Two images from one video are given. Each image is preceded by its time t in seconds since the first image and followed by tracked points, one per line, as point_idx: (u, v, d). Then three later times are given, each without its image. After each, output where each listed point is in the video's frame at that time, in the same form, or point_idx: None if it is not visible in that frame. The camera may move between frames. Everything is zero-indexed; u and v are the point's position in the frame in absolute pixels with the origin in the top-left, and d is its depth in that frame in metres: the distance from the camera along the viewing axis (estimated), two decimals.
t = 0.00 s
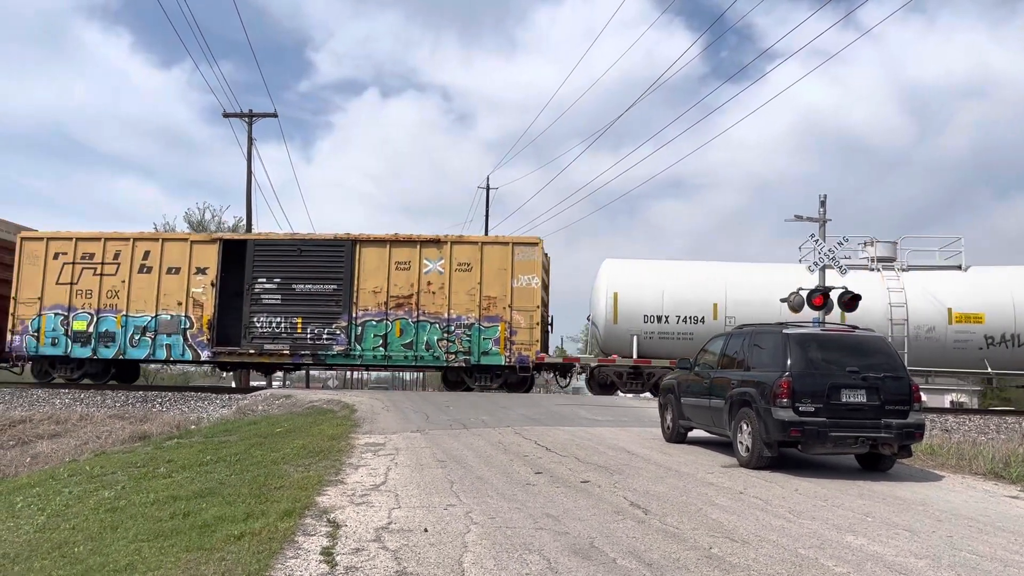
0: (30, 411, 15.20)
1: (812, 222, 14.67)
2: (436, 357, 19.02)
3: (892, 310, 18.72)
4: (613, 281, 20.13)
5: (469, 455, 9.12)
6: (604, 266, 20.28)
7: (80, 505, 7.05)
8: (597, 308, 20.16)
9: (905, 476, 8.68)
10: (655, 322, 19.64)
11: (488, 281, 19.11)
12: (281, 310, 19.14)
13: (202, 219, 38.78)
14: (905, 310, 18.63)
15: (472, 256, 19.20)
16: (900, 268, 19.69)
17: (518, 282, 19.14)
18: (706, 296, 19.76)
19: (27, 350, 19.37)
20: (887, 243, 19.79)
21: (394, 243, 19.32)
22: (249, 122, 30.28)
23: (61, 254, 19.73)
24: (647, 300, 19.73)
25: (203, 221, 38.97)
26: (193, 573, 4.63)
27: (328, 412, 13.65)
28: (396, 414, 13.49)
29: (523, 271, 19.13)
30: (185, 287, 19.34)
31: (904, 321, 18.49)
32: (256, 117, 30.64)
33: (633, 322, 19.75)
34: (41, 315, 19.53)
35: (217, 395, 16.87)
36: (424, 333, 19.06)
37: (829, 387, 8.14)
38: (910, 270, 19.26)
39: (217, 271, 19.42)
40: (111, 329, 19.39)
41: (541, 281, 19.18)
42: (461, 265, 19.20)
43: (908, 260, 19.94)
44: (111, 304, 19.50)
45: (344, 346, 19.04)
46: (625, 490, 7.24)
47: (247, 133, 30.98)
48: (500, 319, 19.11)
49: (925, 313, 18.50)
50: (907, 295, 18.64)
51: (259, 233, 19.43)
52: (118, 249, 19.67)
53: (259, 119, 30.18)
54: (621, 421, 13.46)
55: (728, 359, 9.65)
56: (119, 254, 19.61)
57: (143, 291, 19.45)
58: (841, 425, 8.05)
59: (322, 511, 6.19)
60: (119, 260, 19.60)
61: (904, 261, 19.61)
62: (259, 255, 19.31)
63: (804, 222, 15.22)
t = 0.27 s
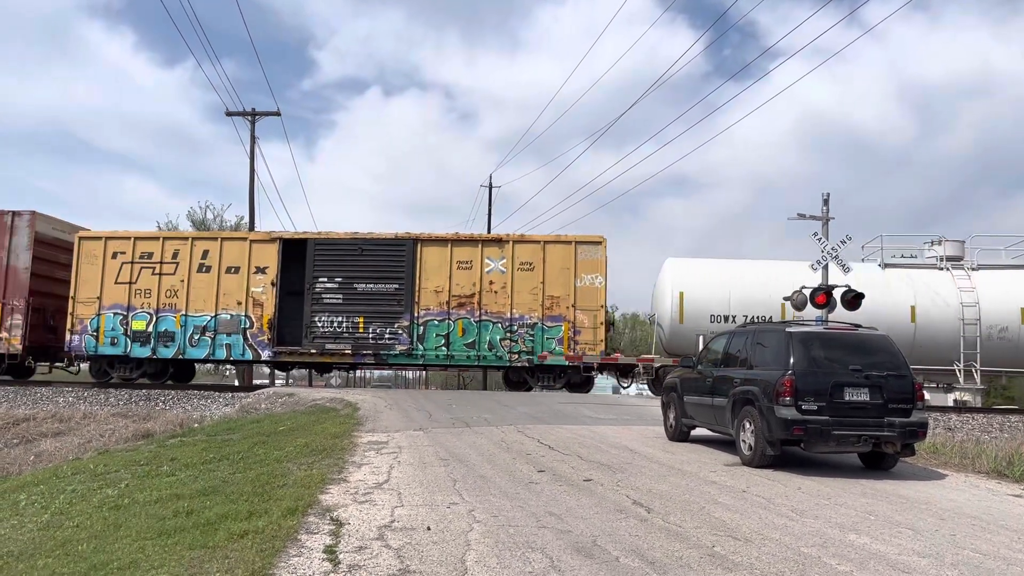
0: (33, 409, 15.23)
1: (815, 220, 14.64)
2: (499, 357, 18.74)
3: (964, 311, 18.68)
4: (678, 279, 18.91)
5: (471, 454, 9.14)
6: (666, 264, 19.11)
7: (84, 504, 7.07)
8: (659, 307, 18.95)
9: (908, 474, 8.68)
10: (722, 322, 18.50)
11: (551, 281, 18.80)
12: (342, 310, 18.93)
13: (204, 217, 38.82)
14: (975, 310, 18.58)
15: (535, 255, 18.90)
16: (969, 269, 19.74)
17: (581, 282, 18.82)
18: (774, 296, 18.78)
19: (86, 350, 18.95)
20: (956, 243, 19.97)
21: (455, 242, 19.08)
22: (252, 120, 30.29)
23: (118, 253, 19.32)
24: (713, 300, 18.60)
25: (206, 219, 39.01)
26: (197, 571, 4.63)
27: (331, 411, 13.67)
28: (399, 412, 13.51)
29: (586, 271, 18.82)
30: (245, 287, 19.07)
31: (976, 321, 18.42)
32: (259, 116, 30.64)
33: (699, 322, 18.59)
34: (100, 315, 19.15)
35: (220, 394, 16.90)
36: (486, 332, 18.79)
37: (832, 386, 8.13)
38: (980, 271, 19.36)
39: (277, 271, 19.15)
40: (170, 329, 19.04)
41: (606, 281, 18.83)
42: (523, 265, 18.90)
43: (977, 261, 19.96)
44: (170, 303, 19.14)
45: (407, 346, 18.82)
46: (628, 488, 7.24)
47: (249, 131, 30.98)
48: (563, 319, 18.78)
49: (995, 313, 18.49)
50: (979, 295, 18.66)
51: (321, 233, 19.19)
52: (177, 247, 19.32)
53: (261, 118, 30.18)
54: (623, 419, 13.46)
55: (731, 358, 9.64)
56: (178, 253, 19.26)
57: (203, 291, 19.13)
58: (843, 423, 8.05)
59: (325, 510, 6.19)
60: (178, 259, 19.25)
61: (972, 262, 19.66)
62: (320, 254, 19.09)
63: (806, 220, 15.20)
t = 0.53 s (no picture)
0: (35, 407, 15.27)
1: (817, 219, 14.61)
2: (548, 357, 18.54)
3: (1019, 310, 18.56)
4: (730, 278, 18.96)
5: (472, 452, 9.15)
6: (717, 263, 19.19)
7: (86, 502, 7.07)
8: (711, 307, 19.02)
9: (909, 473, 8.67)
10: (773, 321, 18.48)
11: (600, 280, 18.57)
12: (389, 309, 18.82)
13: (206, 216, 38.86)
14: None
15: (584, 254, 18.68)
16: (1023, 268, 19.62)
17: (631, 281, 18.59)
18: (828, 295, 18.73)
19: (133, 349, 18.95)
20: (1007, 243, 19.87)
21: (503, 241, 18.88)
22: (253, 119, 30.29)
23: (163, 252, 19.26)
24: (765, 298, 18.58)
25: (208, 218, 39.06)
26: (199, 569, 4.65)
27: (332, 409, 13.68)
28: (400, 410, 13.52)
29: (636, 270, 18.59)
30: (291, 286, 18.96)
31: None
32: (261, 114, 30.61)
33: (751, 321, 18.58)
34: (145, 314, 19.09)
35: (222, 392, 16.93)
36: (535, 332, 18.61)
37: (834, 384, 8.13)
38: None
39: (322, 270, 19.02)
40: (215, 328, 18.98)
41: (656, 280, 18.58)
42: (571, 264, 18.69)
43: None
44: (215, 302, 19.07)
45: (455, 346, 18.67)
46: (629, 486, 7.25)
47: (250, 130, 30.97)
48: (612, 318, 18.58)
49: None
50: None
51: (367, 232, 19.06)
52: (222, 246, 19.24)
53: (263, 117, 30.17)
54: (624, 417, 13.46)
55: (733, 357, 9.64)
56: (224, 252, 19.17)
57: (249, 290, 19.04)
58: (845, 422, 8.04)
59: (326, 508, 6.20)
60: (223, 258, 19.17)
61: None
62: (367, 254, 18.98)
63: (808, 219, 15.18)
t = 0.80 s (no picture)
0: (38, 405, 15.29)
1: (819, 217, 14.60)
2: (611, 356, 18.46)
3: None
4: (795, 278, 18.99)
5: (474, 449, 9.15)
6: (780, 263, 19.24)
7: (89, 499, 7.09)
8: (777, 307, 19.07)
9: (911, 471, 8.67)
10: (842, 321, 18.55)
11: (664, 279, 18.46)
12: (450, 308, 18.74)
13: (208, 214, 38.87)
14: None
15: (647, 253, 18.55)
16: None
17: (695, 280, 18.44)
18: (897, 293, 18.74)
19: (191, 347, 18.84)
20: None
21: (564, 239, 18.75)
22: (255, 117, 30.29)
23: (221, 250, 19.20)
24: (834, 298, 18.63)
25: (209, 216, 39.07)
26: (202, 566, 4.65)
27: (334, 407, 13.68)
28: (402, 408, 13.52)
29: (700, 268, 18.43)
30: (351, 285, 18.91)
31: None
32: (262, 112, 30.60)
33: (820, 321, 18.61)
34: (204, 312, 19.03)
35: (224, 390, 16.94)
36: (598, 331, 18.51)
37: (836, 382, 8.13)
38: None
39: (382, 269, 18.96)
40: (274, 327, 18.92)
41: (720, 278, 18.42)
42: (634, 262, 18.57)
43: None
44: (275, 301, 19.00)
45: (516, 344, 18.60)
46: (631, 484, 7.24)
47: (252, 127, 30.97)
48: (676, 317, 18.43)
49: None
50: None
51: (428, 230, 18.98)
52: (281, 245, 19.15)
53: (265, 114, 30.17)
54: (626, 415, 13.46)
55: (735, 354, 9.63)
56: (282, 251, 19.09)
57: (309, 288, 18.96)
58: (847, 420, 8.04)
59: (328, 505, 6.20)
60: (282, 257, 19.08)
61: None
62: (426, 252, 18.89)
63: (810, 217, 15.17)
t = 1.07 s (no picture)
0: (39, 403, 15.31)
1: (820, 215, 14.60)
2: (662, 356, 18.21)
3: None
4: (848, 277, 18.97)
5: (476, 447, 9.16)
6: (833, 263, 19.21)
7: (90, 497, 7.09)
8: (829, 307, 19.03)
9: (913, 469, 8.66)
10: (895, 320, 18.53)
11: (714, 278, 18.18)
12: (498, 307, 18.67)
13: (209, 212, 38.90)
14: None
15: (697, 252, 18.34)
16: None
17: (746, 279, 18.16)
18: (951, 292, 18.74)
19: (237, 346, 18.93)
20: None
21: (612, 238, 18.62)
22: (256, 115, 30.32)
23: (266, 249, 19.22)
24: (888, 298, 18.62)
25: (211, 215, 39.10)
26: (203, 564, 4.66)
27: (335, 405, 13.68)
28: (403, 406, 13.51)
29: (752, 267, 18.17)
30: (397, 284, 18.92)
31: None
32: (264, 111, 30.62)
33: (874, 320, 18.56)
34: (249, 311, 19.08)
35: (225, 388, 16.95)
36: (648, 330, 18.28)
37: (836, 380, 8.12)
38: None
39: (429, 268, 18.98)
40: (320, 326, 18.94)
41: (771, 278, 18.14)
42: (684, 261, 18.37)
43: None
44: (320, 300, 19.04)
45: (565, 344, 18.43)
46: (632, 482, 7.24)
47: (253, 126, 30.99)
48: (728, 316, 18.16)
49: None
50: None
51: (475, 229, 18.98)
52: (326, 244, 19.18)
53: (266, 113, 30.17)
54: (628, 414, 13.47)
55: (735, 353, 9.63)
56: (328, 250, 19.12)
57: (355, 288, 18.99)
58: (848, 418, 8.03)
59: (329, 503, 6.21)
60: (327, 256, 19.12)
61: None
62: (474, 252, 18.86)
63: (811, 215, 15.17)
